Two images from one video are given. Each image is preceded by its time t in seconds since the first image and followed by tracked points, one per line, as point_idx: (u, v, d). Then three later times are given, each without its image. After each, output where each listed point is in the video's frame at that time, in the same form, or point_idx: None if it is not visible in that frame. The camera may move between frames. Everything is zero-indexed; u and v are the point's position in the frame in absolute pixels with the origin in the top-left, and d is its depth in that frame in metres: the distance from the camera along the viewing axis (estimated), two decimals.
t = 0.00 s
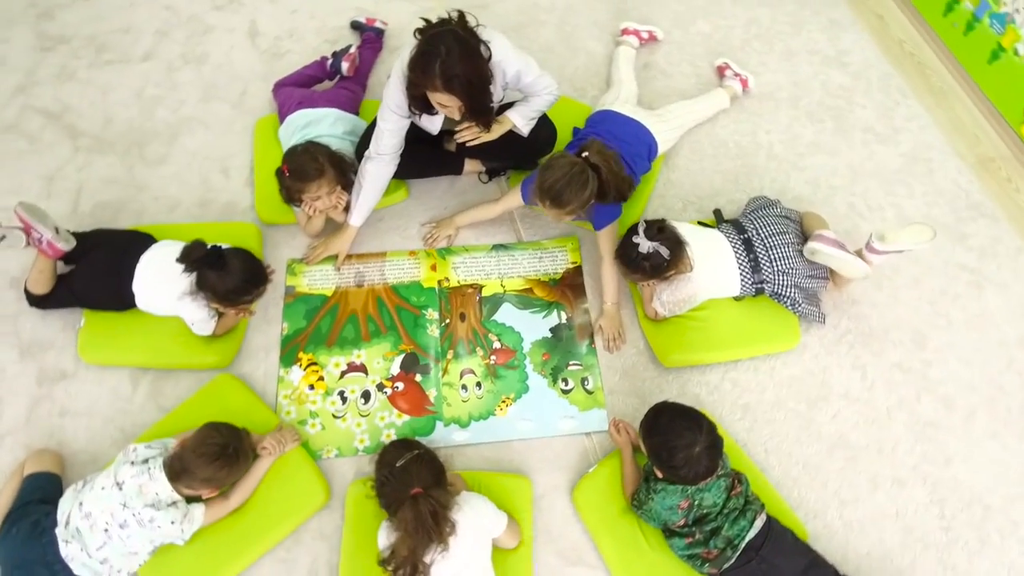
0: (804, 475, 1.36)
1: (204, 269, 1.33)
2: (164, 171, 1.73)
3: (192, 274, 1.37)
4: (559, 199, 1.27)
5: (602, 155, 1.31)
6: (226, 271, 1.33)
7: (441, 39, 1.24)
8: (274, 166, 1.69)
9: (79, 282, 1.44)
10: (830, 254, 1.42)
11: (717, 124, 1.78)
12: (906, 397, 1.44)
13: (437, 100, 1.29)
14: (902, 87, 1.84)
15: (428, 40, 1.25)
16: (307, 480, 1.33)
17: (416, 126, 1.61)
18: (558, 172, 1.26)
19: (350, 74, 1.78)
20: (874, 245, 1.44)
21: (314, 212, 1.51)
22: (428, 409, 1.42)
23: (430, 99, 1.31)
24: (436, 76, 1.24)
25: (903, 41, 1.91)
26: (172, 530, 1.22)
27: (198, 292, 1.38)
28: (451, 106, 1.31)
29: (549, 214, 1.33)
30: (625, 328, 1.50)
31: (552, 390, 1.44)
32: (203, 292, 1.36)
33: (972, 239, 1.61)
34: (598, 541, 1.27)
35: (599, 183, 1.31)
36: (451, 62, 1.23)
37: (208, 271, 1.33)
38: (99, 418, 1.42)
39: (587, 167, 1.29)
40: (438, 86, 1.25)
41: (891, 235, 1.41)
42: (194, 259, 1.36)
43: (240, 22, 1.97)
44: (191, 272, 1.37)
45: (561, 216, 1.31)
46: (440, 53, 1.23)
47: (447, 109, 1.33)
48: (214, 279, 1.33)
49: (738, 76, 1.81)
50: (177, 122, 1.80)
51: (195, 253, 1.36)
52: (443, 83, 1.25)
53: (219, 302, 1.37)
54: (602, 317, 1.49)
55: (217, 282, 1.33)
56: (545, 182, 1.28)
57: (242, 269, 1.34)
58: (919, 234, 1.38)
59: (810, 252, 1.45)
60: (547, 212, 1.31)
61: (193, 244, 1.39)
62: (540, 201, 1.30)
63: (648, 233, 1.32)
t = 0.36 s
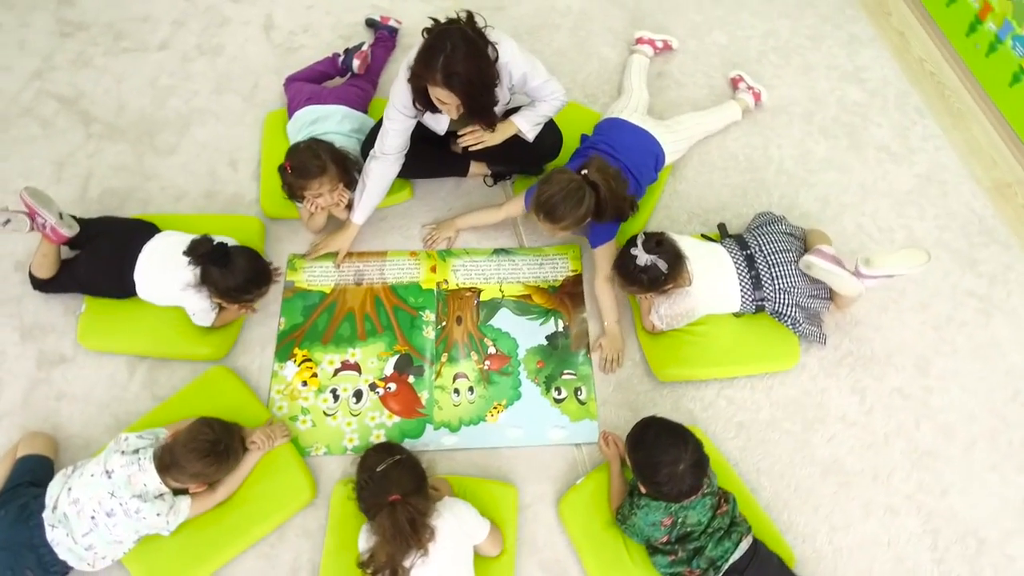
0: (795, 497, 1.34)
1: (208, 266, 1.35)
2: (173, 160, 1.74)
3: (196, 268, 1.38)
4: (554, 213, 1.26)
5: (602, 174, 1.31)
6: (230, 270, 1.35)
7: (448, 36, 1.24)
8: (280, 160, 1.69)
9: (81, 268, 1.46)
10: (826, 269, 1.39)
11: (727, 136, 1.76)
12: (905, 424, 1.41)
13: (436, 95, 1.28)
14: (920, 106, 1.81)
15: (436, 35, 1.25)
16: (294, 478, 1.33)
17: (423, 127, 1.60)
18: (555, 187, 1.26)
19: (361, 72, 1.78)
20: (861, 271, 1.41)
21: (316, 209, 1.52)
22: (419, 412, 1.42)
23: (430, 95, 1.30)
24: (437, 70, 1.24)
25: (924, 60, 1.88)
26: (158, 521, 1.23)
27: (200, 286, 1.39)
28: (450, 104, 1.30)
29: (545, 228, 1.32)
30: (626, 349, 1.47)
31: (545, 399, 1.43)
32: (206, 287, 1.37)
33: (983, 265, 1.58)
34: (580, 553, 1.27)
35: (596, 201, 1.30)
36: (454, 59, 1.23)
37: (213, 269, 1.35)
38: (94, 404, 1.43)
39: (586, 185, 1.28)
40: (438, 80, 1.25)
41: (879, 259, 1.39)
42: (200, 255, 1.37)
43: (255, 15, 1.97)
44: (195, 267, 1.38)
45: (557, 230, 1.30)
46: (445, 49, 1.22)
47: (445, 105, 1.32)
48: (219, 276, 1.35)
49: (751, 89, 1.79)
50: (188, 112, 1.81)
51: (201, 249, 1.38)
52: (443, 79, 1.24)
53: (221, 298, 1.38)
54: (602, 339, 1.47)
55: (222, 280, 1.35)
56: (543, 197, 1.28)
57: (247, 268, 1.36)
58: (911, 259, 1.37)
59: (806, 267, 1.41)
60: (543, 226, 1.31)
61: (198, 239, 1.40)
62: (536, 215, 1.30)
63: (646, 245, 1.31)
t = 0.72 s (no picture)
0: (788, 524, 1.32)
1: (215, 259, 1.35)
2: (186, 150, 1.76)
3: (202, 259, 1.38)
4: (554, 234, 1.28)
5: (608, 201, 1.31)
6: (235, 263, 1.35)
7: (460, 38, 1.23)
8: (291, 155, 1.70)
9: (87, 253, 1.47)
10: (826, 282, 1.36)
11: (742, 151, 1.74)
12: (906, 455, 1.38)
13: (440, 95, 1.28)
14: (942, 129, 1.77)
15: (449, 35, 1.24)
16: (284, 474, 1.33)
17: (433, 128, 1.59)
18: (558, 210, 1.28)
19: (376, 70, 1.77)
20: (859, 298, 1.36)
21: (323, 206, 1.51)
22: (412, 414, 1.42)
23: (435, 94, 1.30)
24: (444, 69, 1.23)
25: (950, 81, 1.83)
26: (146, 510, 1.23)
27: (207, 276, 1.39)
28: (453, 105, 1.29)
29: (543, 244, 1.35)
30: (628, 373, 1.45)
31: (540, 409, 1.42)
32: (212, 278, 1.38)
33: (997, 295, 1.54)
34: (564, 567, 1.26)
35: (597, 228, 1.31)
36: (463, 61, 1.22)
37: (219, 262, 1.35)
38: (94, 388, 1.45)
39: (588, 210, 1.29)
40: (443, 80, 1.24)
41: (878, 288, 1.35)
42: (208, 247, 1.37)
43: (276, 8, 1.98)
44: (202, 258, 1.38)
45: (553, 250, 1.33)
46: (454, 51, 1.21)
47: (448, 106, 1.31)
48: (225, 269, 1.35)
49: (767, 105, 1.76)
50: (204, 102, 1.82)
51: (209, 241, 1.38)
52: (448, 80, 1.24)
53: (226, 290, 1.39)
54: (603, 364, 1.45)
55: (227, 273, 1.35)
56: (543, 217, 1.30)
57: (253, 262, 1.36)
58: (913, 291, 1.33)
59: (806, 277, 1.39)
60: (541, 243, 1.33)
61: (208, 231, 1.41)
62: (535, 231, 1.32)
63: (647, 261, 1.29)
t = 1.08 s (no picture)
0: (776, 546, 1.31)
1: (217, 251, 1.36)
2: (199, 142, 1.78)
3: (206, 250, 1.40)
4: (554, 253, 1.29)
5: (612, 224, 1.30)
6: (238, 256, 1.36)
7: (466, 43, 1.23)
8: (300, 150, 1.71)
9: (95, 239, 1.49)
10: (824, 288, 1.40)
11: (752, 167, 1.72)
12: (900, 482, 1.37)
13: (444, 99, 1.28)
14: (958, 153, 1.74)
15: (456, 41, 1.24)
16: (274, 469, 1.34)
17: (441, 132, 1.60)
18: (559, 230, 1.28)
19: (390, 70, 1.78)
20: (868, 319, 1.36)
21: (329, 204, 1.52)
22: (405, 415, 1.42)
23: (440, 99, 1.30)
24: (449, 75, 1.23)
25: (969, 104, 1.80)
26: (137, 495, 1.25)
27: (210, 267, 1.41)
28: (457, 110, 1.30)
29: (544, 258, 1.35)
30: (627, 389, 1.45)
31: (533, 416, 1.42)
32: (215, 269, 1.39)
33: (1006, 325, 1.52)
34: None
35: (597, 249, 1.31)
36: (468, 67, 1.22)
37: (222, 254, 1.36)
38: (95, 373, 1.47)
39: (590, 232, 1.29)
40: (447, 84, 1.24)
41: (886, 310, 1.33)
42: (211, 239, 1.39)
43: (295, 4, 1.99)
44: (205, 249, 1.40)
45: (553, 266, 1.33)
46: (460, 57, 1.22)
47: (452, 111, 1.32)
48: (227, 262, 1.36)
49: (779, 121, 1.74)
50: (220, 95, 1.84)
51: (212, 233, 1.40)
52: (452, 85, 1.24)
53: (229, 282, 1.40)
54: (603, 381, 1.44)
55: (229, 265, 1.36)
56: (545, 235, 1.30)
57: (255, 255, 1.37)
58: (922, 313, 1.31)
59: (805, 286, 1.42)
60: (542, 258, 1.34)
61: (212, 223, 1.42)
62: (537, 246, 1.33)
63: (646, 274, 1.28)
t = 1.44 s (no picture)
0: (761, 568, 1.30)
1: (218, 240, 1.38)
2: (213, 131, 1.79)
3: (208, 239, 1.41)
4: (552, 264, 1.29)
5: (611, 236, 1.29)
6: (238, 245, 1.37)
7: (478, 40, 1.23)
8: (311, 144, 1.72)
9: (103, 222, 1.51)
10: (835, 291, 1.42)
11: (763, 182, 1.70)
12: (893, 511, 1.35)
13: (453, 95, 1.28)
14: (977, 179, 1.71)
15: (468, 37, 1.24)
16: (263, 460, 1.35)
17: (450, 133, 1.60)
18: (558, 242, 1.28)
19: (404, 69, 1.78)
20: (870, 337, 1.33)
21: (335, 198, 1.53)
22: (397, 413, 1.43)
23: (450, 95, 1.30)
24: (459, 70, 1.23)
25: (991, 129, 1.74)
26: (127, 479, 1.27)
27: (212, 256, 1.42)
28: (465, 106, 1.29)
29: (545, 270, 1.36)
30: (622, 400, 1.44)
31: (524, 423, 1.41)
32: (217, 258, 1.40)
33: (1014, 357, 1.49)
34: None
35: (596, 261, 1.30)
36: (479, 63, 1.22)
37: (223, 243, 1.38)
38: (97, 354, 1.49)
39: (589, 243, 1.29)
40: (457, 79, 1.24)
41: (885, 326, 1.30)
42: (213, 228, 1.40)
43: None
44: (207, 238, 1.41)
45: (553, 278, 1.34)
46: (471, 53, 1.22)
47: (461, 108, 1.31)
48: (227, 251, 1.38)
49: (791, 138, 1.72)
50: (237, 85, 1.86)
51: (215, 222, 1.41)
52: (461, 80, 1.24)
53: (229, 271, 1.41)
54: (601, 392, 1.43)
55: (229, 254, 1.37)
56: (544, 247, 1.31)
57: (255, 246, 1.38)
58: (923, 330, 1.28)
59: (816, 294, 1.44)
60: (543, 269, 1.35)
61: (216, 212, 1.44)
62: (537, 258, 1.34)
63: (642, 284, 1.28)
